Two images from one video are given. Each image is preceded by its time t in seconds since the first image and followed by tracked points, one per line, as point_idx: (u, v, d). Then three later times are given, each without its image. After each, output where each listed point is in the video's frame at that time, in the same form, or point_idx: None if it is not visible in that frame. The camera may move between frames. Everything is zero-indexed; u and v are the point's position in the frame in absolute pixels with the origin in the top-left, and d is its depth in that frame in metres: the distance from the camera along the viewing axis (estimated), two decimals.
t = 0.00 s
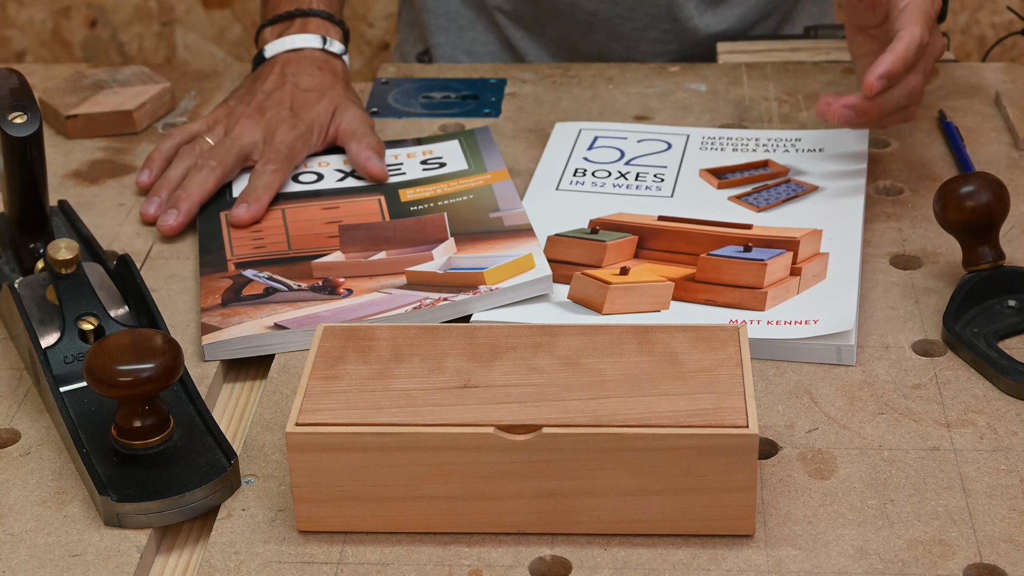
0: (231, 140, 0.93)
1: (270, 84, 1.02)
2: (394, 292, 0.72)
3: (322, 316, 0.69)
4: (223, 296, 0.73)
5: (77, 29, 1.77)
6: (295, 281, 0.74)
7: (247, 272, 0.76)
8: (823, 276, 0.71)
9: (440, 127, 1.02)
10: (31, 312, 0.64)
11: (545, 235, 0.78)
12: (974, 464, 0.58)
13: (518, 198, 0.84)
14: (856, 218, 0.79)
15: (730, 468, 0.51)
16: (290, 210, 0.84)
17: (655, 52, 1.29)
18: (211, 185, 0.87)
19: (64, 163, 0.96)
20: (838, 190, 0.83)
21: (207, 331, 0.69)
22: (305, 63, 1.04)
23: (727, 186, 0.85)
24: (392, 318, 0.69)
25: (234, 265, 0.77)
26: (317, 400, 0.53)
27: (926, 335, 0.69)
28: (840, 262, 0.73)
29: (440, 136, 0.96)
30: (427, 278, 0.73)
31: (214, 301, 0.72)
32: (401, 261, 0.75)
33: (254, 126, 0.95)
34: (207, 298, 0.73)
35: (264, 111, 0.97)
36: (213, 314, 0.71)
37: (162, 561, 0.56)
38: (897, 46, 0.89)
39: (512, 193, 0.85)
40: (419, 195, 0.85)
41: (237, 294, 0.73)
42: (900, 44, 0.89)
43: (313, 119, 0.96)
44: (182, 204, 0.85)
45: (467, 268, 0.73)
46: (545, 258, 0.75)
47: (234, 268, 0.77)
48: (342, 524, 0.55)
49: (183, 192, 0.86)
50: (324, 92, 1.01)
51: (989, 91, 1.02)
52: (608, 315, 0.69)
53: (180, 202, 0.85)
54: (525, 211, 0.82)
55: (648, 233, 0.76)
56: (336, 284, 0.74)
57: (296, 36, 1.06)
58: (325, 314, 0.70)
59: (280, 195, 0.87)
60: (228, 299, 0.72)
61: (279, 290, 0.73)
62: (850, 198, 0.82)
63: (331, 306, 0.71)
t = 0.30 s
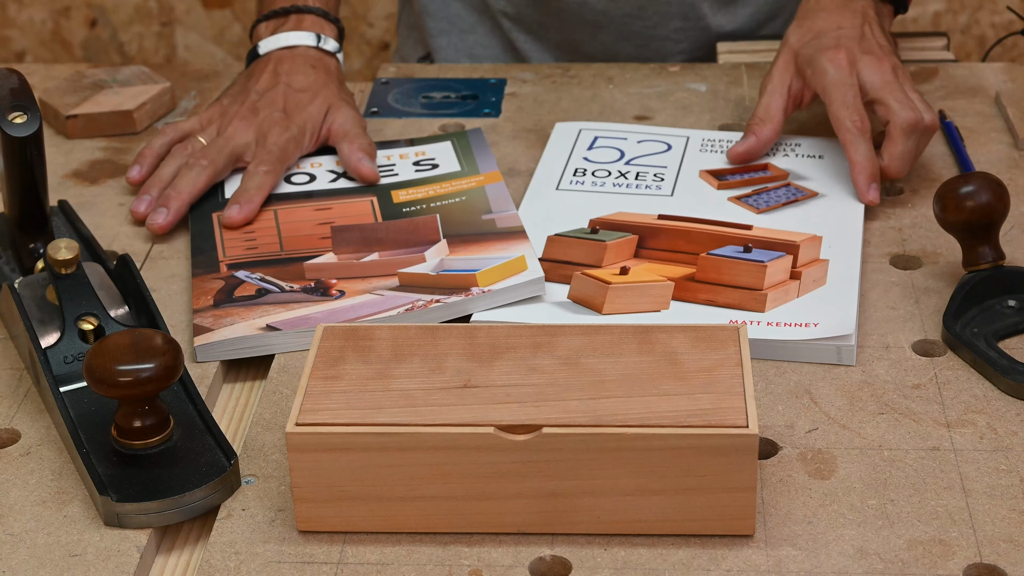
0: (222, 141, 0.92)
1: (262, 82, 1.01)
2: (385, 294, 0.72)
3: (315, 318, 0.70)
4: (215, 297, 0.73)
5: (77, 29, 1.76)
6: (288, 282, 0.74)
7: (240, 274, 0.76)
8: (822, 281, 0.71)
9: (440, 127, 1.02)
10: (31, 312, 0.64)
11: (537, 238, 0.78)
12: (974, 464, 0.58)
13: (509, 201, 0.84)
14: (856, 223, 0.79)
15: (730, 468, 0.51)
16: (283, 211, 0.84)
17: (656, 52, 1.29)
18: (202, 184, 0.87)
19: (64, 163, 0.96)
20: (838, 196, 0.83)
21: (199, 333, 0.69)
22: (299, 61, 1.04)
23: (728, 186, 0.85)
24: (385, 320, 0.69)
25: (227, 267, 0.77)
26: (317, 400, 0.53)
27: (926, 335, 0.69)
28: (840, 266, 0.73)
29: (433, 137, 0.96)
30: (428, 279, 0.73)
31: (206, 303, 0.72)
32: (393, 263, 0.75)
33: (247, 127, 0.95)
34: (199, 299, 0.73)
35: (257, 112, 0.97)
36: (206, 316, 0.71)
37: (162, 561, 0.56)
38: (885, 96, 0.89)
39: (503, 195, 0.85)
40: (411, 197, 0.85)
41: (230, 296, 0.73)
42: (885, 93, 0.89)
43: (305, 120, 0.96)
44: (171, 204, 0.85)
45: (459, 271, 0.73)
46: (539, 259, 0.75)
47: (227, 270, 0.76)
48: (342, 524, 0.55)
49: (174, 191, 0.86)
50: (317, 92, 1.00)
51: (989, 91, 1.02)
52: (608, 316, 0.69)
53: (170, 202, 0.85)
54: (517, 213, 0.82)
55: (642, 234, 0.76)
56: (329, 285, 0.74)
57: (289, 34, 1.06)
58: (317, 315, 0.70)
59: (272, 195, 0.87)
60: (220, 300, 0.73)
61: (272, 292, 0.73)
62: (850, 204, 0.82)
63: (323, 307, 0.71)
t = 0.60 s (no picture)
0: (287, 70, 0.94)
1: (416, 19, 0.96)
2: (384, 294, 0.72)
3: (314, 319, 0.70)
4: (215, 297, 0.73)
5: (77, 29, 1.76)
6: (287, 283, 0.74)
7: (239, 275, 0.76)
8: (824, 274, 0.72)
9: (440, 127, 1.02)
10: (31, 312, 0.64)
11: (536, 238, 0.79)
12: (974, 464, 0.58)
13: (509, 201, 0.84)
14: (857, 219, 0.79)
15: (730, 469, 0.51)
16: (281, 210, 0.84)
17: (657, 52, 1.29)
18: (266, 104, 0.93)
19: (64, 163, 0.96)
20: (839, 192, 0.83)
21: (198, 333, 0.69)
22: None
23: (729, 186, 0.85)
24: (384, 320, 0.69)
25: (226, 267, 0.77)
26: (317, 400, 0.53)
27: (926, 335, 0.69)
28: (840, 262, 0.73)
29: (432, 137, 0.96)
30: (425, 279, 0.73)
31: (206, 303, 0.72)
32: (393, 264, 0.75)
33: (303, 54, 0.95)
34: (199, 299, 0.73)
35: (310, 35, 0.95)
36: (205, 316, 0.71)
37: (162, 561, 0.56)
38: (900, 101, 0.89)
39: (504, 195, 0.85)
40: (410, 198, 0.85)
41: (229, 296, 0.73)
42: (900, 97, 0.89)
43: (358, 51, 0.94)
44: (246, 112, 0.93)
45: (458, 271, 0.73)
46: (539, 259, 0.75)
47: (226, 271, 0.76)
48: (342, 524, 0.55)
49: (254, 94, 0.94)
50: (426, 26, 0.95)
51: (989, 91, 1.02)
52: (608, 314, 0.69)
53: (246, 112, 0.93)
54: (517, 214, 0.82)
55: (643, 234, 0.76)
56: (328, 287, 0.74)
57: None
58: (317, 316, 0.70)
59: (272, 195, 0.86)
60: (220, 300, 0.73)
61: (272, 293, 0.73)
62: (851, 201, 0.81)
63: (322, 308, 0.71)
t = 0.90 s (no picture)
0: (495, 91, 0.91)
1: (527, 25, 0.93)
2: (385, 294, 0.72)
3: (314, 319, 0.70)
4: (215, 297, 0.73)
5: (77, 30, 1.76)
6: (287, 283, 0.74)
7: (239, 274, 0.76)
8: (826, 277, 0.72)
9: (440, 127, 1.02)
10: (31, 312, 0.64)
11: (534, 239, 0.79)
12: (974, 464, 0.58)
13: (508, 201, 0.84)
14: (859, 219, 0.79)
15: (731, 469, 0.51)
16: (281, 209, 0.84)
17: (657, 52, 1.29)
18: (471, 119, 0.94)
19: (64, 163, 0.96)
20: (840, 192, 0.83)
21: (198, 332, 0.69)
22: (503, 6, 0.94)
23: (730, 186, 0.85)
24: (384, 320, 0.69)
25: (226, 267, 0.77)
26: (317, 400, 0.53)
27: (926, 335, 0.69)
28: (841, 262, 0.73)
29: (432, 137, 0.96)
30: (425, 280, 0.73)
31: (206, 303, 0.72)
32: (393, 264, 0.75)
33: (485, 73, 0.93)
34: (199, 299, 0.73)
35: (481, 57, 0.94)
36: (205, 316, 0.71)
37: (162, 561, 0.56)
38: (908, 110, 0.88)
39: (504, 196, 0.85)
40: (410, 198, 0.85)
41: (229, 296, 0.73)
42: (906, 107, 0.88)
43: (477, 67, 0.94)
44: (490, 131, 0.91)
45: (459, 271, 0.73)
46: (540, 260, 0.75)
47: (226, 270, 0.76)
48: (342, 524, 0.55)
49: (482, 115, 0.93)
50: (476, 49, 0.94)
51: (989, 91, 1.02)
52: (611, 315, 0.69)
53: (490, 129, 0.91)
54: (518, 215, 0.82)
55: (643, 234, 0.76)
56: (328, 287, 0.74)
57: None
58: (317, 316, 0.70)
59: (272, 195, 0.86)
60: (220, 300, 0.73)
61: (272, 293, 0.73)
62: (853, 200, 0.81)
63: (322, 309, 0.71)
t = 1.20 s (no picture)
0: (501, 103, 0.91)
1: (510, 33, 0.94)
2: (384, 294, 0.72)
3: (314, 319, 0.70)
4: (215, 297, 0.73)
5: (77, 30, 1.76)
6: (287, 283, 0.74)
7: (239, 274, 0.76)
8: (864, 275, 0.71)
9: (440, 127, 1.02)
10: (31, 312, 0.64)
11: (551, 241, 0.78)
12: (974, 464, 0.58)
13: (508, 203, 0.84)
14: (886, 217, 0.79)
15: (731, 468, 0.51)
16: (281, 209, 0.84)
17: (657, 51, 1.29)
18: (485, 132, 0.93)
19: (64, 163, 0.96)
20: (863, 188, 0.83)
21: (198, 333, 0.69)
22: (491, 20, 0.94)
23: (752, 186, 0.85)
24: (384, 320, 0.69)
25: (226, 267, 0.77)
26: (317, 400, 0.53)
27: (926, 335, 0.69)
28: (878, 261, 0.73)
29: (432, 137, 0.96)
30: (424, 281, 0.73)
31: (206, 303, 0.72)
32: (393, 264, 0.75)
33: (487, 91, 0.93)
34: (199, 299, 0.73)
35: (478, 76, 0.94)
36: (205, 315, 0.71)
37: (162, 561, 0.56)
38: (921, 108, 0.87)
39: (504, 197, 0.85)
40: (410, 198, 0.85)
41: (229, 296, 0.73)
42: (919, 103, 0.87)
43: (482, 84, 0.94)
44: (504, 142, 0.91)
45: (459, 271, 0.73)
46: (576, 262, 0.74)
47: (226, 270, 0.76)
48: (342, 524, 0.54)
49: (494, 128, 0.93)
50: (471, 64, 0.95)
51: (989, 91, 1.02)
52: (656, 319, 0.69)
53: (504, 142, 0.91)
54: (548, 219, 0.81)
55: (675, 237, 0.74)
56: (328, 288, 0.74)
57: None
58: (317, 317, 0.70)
59: (272, 195, 0.86)
60: (220, 300, 0.73)
61: (272, 293, 0.73)
62: (878, 197, 0.81)
63: (322, 310, 0.71)
